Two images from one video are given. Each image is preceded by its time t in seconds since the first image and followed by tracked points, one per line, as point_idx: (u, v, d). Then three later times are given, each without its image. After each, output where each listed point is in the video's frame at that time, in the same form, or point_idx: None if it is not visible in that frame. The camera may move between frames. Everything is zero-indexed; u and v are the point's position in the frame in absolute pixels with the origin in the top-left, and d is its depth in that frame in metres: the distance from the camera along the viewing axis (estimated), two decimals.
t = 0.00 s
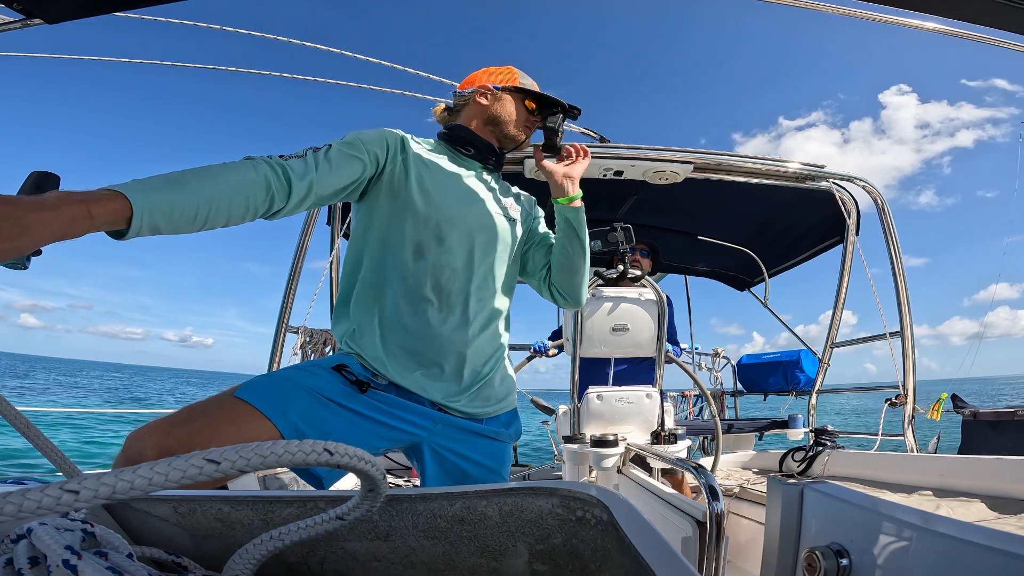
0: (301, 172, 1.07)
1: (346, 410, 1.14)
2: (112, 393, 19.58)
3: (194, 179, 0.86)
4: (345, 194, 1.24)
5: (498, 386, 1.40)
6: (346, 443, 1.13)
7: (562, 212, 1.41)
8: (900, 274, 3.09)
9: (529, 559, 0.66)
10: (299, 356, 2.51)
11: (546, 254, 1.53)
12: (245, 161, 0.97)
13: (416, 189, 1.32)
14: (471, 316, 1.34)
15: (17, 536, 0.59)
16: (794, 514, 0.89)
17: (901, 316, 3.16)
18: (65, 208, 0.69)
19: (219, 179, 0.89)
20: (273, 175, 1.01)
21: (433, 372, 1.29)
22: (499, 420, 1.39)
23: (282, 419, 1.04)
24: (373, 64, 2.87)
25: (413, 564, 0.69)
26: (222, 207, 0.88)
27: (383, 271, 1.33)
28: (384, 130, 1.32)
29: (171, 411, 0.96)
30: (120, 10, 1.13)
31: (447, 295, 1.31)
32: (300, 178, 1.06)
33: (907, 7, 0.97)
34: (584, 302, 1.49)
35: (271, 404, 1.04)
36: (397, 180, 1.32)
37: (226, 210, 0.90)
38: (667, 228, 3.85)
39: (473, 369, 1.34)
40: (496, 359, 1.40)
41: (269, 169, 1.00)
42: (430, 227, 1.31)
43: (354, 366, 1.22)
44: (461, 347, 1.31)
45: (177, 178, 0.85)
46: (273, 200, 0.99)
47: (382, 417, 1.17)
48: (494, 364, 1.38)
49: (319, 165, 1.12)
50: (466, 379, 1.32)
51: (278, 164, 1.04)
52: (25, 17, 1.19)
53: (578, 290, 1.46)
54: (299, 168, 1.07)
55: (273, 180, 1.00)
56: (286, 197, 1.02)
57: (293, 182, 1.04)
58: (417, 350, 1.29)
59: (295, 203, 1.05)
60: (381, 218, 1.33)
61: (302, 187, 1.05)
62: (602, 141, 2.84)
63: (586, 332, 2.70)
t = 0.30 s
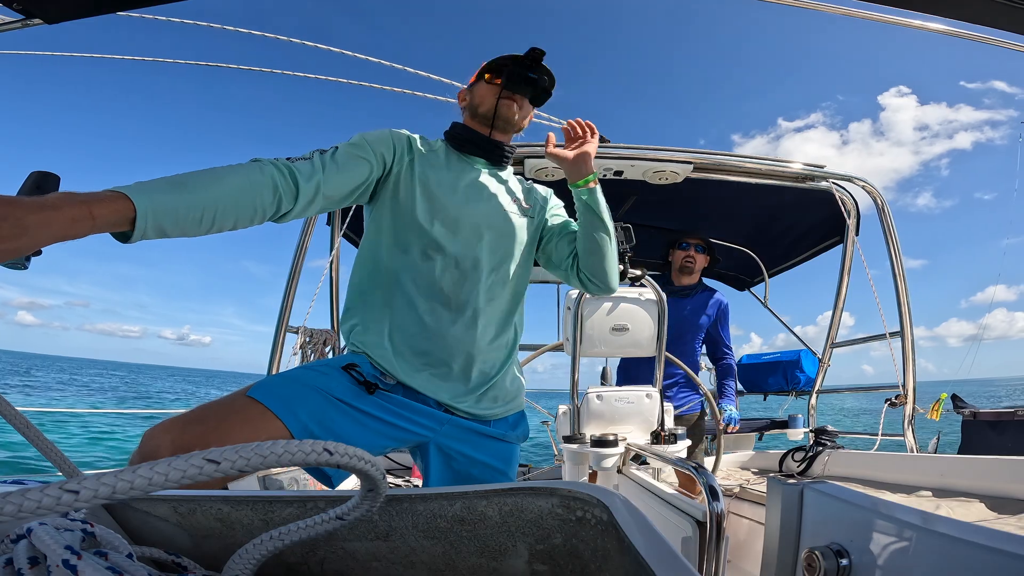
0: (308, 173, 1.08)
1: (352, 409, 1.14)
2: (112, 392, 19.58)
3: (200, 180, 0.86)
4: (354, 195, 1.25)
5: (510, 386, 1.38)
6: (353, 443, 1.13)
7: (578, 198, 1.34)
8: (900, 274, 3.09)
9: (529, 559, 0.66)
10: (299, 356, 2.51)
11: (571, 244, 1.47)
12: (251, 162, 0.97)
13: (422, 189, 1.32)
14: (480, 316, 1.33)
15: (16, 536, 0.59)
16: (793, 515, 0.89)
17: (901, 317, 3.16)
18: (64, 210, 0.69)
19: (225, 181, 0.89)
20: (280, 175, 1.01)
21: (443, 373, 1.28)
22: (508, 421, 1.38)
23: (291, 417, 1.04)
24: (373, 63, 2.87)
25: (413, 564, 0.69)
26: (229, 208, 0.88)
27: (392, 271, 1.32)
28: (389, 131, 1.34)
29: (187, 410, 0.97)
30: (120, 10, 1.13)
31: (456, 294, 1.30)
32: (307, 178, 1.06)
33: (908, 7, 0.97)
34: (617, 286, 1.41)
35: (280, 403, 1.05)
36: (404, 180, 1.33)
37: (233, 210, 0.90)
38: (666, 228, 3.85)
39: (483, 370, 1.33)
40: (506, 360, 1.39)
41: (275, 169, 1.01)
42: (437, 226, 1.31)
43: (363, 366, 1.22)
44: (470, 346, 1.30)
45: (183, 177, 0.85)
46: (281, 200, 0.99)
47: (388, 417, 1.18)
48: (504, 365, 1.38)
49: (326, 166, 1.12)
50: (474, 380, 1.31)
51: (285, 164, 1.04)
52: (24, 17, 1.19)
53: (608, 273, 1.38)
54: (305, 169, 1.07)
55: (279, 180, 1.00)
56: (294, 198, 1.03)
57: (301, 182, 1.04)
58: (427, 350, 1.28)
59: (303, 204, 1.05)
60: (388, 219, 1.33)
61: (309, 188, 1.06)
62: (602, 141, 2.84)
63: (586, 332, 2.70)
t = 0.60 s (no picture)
0: (304, 176, 1.08)
1: (351, 408, 1.15)
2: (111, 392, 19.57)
3: (197, 184, 0.87)
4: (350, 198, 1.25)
5: (511, 386, 1.37)
6: (350, 441, 1.13)
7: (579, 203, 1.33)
8: (900, 274, 3.09)
9: (529, 559, 0.66)
10: (299, 356, 2.51)
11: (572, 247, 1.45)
12: (246, 166, 0.97)
13: (418, 190, 1.32)
14: (478, 316, 1.32)
15: (16, 536, 0.59)
16: (794, 514, 0.89)
17: (901, 316, 3.16)
18: (63, 211, 0.70)
19: (221, 184, 0.90)
20: (275, 178, 1.01)
21: (442, 373, 1.28)
22: (507, 422, 1.37)
23: (292, 414, 1.04)
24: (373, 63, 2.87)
25: (413, 564, 0.69)
26: (224, 211, 0.88)
27: (390, 272, 1.33)
28: (383, 133, 1.34)
29: (186, 403, 0.97)
30: (120, 10, 1.13)
31: (454, 294, 1.30)
32: (303, 181, 1.06)
33: (908, 7, 0.97)
34: (619, 290, 1.41)
35: (279, 398, 1.05)
36: (399, 181, 1.34)
37: (230, 214, 0.90)
38: (667, 228, 3.86)
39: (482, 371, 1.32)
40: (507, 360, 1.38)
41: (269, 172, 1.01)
42: (434, 227, 1.31)
43: (364, 366, 1.22)
44: (469, 346, 1.30)
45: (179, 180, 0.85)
46: (277, 203, 0.99)
47: (387, 416, 1.17)
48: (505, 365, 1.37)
49: (322, 169, 1.13)
50: (473, 380, 1.30)
51: (280, 168, 1.04)
52: (25, 17, 1.19)
53: (609, 279, 1.38)
54: (300, 171, 1.07)
55: (273, 183, 1.00)
56: (290, 201, 1.03)
57: (296, 186, 1.04)
58: (425, 352, 1.28)
59: (300, 206, 1.05)
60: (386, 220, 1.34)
61: (304, 190, 1.06)
62: (602, 141, 2.84)
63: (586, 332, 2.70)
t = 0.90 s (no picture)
0: (304, 179, 1.08)
1: (349, 402, 1.15)
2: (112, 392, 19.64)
3: (197, 186, 0.87)
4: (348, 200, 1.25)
5: (510, 386, 1.37)
6: (348, 436, 1.13)
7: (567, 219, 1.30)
8: (900, 274, 3.09)
9: (529, 559, 0.66)
10: (299, 356, 2.51)
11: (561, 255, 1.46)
12: (247, 170, 0.97)
13: (412, 192, 1.33)
14: (475, 317, 1.32)
15: (15, 536, 0.60)
16: (794, 515, 0.89)
17: (901, 317, 3.16)
18: (64, 211, 0.69)
19: (223, 186, 0.90)
20: (275, 181, 1.01)
21: (440, 372, 1.28)
22: (505, 422, 1.37)
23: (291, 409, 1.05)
24: (373, 63, 2.87)
25: (413, 564, 0.69)
26: (227, 213, 0.88)
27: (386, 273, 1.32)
28: (377, 138, 1.35)
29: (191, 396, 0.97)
30: (120, 10, 1.13)
31: (451, 294, 1.30)
32: (303, 184, 1.06)
33: (908, 7, 0.97)
34: (608, 299, 1.42)
35: (277, 390, 1.06)
36: (395, 183, 1.34)
37: (232, 216, 0.90)
38: (667, 228, 3.86)
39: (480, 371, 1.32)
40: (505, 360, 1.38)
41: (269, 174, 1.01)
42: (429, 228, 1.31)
43: (363, 362, 1.23)
44: (467, 346, 1.30)
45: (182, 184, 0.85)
46: (279, 206, 0.99)
47: (384, 411, 1.18)
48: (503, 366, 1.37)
49: (320, 170, 1.13)
50: (471, 381, 1.30)
51: (279, 170, 1.04)
52: (24, 17, 1.19)
53: (598, 289, 1.39)
54: (299, 174, 1.08)
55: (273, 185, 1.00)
56: (292, 203, 1.03)
57: (297, 188, 1.05)
58: (423, 352, 1.28)
59: (301, 209, 1.05)
60: (382, 222, 1.34)
61: (305, 192, 1.06)
62: (602, 141, 2.84)
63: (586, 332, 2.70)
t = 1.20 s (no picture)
0: (298, 183, 1.08)
1: (350, 399, 1.14)
2: (112, 392, 19.66)
3: (194, 188, 0.86)
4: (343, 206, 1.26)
5: (510, 384, 1.37)
6: (347, 433, 1.13)
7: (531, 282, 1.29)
8: (900, 274, 3.09)
9: (529, 559, 0.66)
10: (299, 356, 2.51)
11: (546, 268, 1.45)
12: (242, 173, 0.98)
13: (408, 195, 1.33)
14: (474, 318, 1.32)
15: (16, 536, 0.60)
16: (794, 514, 0.89)
17: (901, 316, 3.16)
18: (65, 207, 0.69)
19: (219, 188, 0.90)
20: (270, 184, 1.01)
21: (440, 372, 1.28)
22: (505, 422, 1.37)
23: (293, 406, 1.05)
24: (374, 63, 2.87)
25: (413, 564, 0.69)
26: (224, 214, 0.88)
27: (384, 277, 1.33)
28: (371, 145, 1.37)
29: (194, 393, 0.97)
30: (120, 10, 1.13)
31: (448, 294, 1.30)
32: (298, 187, 1.07)
33: (908, 8, 0.98)
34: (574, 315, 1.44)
35: (278, 387, 1.06)
36: (389, 187, 1.34)
37: (230, 218, 0.90)
38: (667, 228, 3.86)
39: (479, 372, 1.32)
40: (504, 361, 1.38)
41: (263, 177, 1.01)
42: (427, 231, 1.32)
43: (363, 361, 1.24)
44: (465, 347, 1.30)
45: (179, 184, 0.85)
46: (276, 210, 0.99)
47: (384, 409, 1.18)
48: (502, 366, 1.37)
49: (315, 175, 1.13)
50: (470, 382, 1.30)
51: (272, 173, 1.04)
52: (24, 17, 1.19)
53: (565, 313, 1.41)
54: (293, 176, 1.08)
55: (268, 188, 1.00)
56: (289, 206, 1.03)
57: (292, 191, 1.05)
58: (422, 355, 1.27)
59: (297, 212, 1.05)
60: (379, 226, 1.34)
61: (300, 195, 1.06)
62: (602, 141, 2.84)
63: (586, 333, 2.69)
